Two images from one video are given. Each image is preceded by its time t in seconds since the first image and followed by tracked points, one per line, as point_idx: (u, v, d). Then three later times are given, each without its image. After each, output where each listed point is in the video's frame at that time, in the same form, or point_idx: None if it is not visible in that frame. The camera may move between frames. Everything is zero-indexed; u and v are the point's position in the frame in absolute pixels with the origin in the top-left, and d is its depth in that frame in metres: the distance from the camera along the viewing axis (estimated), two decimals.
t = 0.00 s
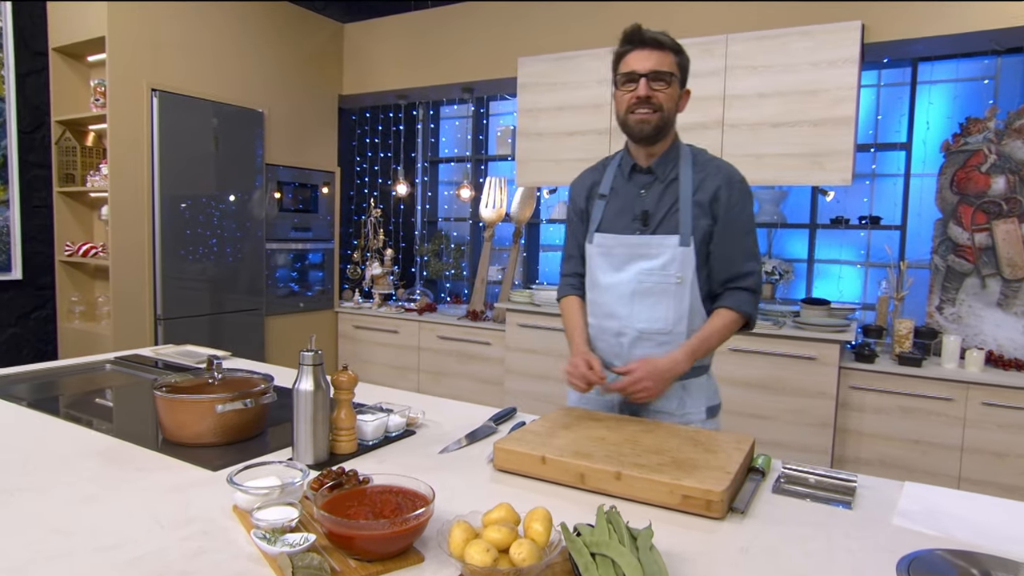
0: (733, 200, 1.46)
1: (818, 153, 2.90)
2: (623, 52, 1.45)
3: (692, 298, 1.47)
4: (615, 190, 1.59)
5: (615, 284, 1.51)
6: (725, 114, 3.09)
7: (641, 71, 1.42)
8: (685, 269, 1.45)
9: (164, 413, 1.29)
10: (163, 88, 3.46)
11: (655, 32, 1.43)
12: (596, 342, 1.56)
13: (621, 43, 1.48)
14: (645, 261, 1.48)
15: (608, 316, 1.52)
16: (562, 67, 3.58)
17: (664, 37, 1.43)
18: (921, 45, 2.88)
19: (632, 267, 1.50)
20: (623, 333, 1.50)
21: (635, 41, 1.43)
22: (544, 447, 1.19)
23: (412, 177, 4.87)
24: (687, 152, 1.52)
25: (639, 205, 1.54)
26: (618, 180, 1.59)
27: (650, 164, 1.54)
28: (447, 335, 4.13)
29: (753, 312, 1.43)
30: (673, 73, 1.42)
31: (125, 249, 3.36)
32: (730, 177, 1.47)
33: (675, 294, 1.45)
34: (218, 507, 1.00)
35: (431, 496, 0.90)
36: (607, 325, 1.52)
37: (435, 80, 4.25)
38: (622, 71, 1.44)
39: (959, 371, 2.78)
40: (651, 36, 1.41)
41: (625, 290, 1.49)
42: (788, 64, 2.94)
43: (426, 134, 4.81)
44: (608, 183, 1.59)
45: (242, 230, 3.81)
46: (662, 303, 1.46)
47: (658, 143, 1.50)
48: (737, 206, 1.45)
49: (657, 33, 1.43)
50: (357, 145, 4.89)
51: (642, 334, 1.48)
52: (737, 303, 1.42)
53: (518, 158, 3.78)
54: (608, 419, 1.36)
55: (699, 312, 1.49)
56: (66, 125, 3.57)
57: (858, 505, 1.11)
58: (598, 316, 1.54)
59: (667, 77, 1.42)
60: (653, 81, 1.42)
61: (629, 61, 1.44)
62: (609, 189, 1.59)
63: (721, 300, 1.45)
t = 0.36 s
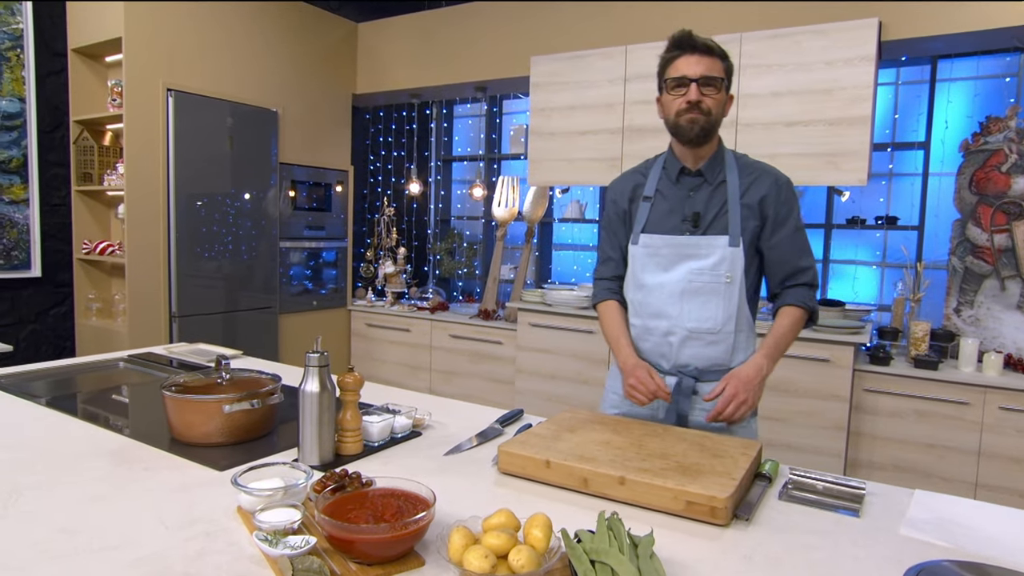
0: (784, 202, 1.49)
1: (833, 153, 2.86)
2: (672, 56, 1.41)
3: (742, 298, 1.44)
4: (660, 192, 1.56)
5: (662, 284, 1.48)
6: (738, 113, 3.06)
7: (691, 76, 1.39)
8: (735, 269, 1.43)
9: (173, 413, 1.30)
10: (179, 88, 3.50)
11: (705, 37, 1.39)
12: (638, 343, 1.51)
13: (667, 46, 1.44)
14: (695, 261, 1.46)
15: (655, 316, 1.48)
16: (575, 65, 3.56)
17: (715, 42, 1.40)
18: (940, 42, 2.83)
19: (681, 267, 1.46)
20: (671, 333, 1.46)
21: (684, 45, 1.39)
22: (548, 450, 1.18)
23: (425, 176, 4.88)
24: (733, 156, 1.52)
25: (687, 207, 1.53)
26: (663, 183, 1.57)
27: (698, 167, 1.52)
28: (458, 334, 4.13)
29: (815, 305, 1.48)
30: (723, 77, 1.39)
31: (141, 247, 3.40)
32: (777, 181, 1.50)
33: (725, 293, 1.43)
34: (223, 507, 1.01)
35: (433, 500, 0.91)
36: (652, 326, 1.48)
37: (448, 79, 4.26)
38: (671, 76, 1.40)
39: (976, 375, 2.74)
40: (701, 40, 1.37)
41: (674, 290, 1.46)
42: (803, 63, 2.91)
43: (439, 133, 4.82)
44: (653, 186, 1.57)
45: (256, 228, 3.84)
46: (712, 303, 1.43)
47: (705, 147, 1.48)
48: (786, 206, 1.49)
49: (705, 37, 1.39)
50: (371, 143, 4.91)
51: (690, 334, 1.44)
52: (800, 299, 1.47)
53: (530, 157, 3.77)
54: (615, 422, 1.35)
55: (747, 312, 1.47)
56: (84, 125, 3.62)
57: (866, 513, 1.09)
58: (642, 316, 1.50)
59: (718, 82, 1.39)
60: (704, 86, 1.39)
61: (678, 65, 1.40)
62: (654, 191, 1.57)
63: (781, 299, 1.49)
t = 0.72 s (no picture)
0: (804, 205, 1.45)
1: (838, 152, 2.86)
2: (694, 62, 1.41)
3: (756, 301, 1.44)
4: (678, 194, 1.55)
5: (676, 284, 1.48)
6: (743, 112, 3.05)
7: (713, 82, 1.38)
8: (749, 271, 1.43)
9: (180, 413, 1.32)
10: (185, 87, 3.51)
11: (729, 43, 1.39)
12: (650, 342, 1.53)
13: (690, 51, 1.44)
14: (709, 262, 1.46)
15: (668, 316, 1.48)
16: (579, 64, 3.56)
17: (739, 49, 1.40)
18: (947, 40, 2.82)
19: (695, 267, 1.47)
20: (682, 332, 1.46)
21: (707, 52, 1.39)
22: (549, 451, 1.19)
23: (430, 174, 4.89)
24: (753, 160, 1.49)
25: (704, 209, 1.51)
26: (681, 185, 1.55)
27: (717, 170, 1.50)
28: (463, 332, 4.15)
29: (837, 306, 1.43)
30: (745, 85, 1.39)
31: (148, 245, 3.43)
32: (798, 185, 1.45)
33: (738, 295, 1.42)
34: (228, 506, 1.03)
35: (434, 501, 0.92)
36: (664, 325, 1.49)
37: (453, 77, 4.26)
38: (692, 82, 1.40)
39: (981, 374, 2.73)
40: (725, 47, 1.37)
41: (687, 290, 1.46)
42: (808, 61, 2.90)
43: (444, 131, 4.82)
44: (670, 187, 1.56)
45: (261, 225, 3.86)
46: (725, 304, 1.43)
47: (727, 154, 1.47)
48: (807, 212, 1.45)
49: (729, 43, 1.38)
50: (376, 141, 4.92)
51: (702, 334, 1.44)
52: (819, 296, 1.41)
53: (535, 156, 3.77)
54: (616, 422, 1.36)
55: (761, 315, 1.46)
56: (91, 123, 3.64)
57: (866, 515, 1.10)
58: (656, 315, 1.51)
59: (740, 90, 1.39)
60: (725, 93, 1.39)
61: (700, 72, 1.40)
62: (672, 192, 1.56)
63: (801, 295, 1.45)
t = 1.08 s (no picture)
0: (798, 207, 1.44)
1: (833, 149, 2.88)
2: (695, 62, 1.42)
3: (751, 299, 1.44)
4: (677, 194, 1.56)
5: (672, 282, 1.50)
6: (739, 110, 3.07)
7: (713, 82, 1.39)
8: (744, 270, 1.43)
9: (183, 413, 1.33)
10: (182, 87, 3.51)
11: (730, 44, 1.40)
12: (647, 339, 1.55)
13: (692, 51, 1.45)
14: (704, 261, 1.46)
15: (663, 313, 1.50)
16: (575, 62, 3.57)
17: (739, 49, 1.41)
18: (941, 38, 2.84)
19: (691, 265, 1.48)
20: (677, 330, 1.48)
21: (708, 52, 1.40)
22: (549, 448, 1.21)
23: (427, 172, 4.89)
24: (751, 160, 1.49)
25: (701, 209, 1.52)
26: (680, 185, 1.56)
27: (715, 170, 1.51)
28: (461, 330, 4.16)
29: (820, 311, 1.43)
30: (745, 85, 1.39)
31: (146, 245, 3.43)
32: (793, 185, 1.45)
33: (732, 293, 1.43)
34: (234, 504, 1.04)
35: (437, 497, 0.93)
36: (660, 322, 1.51)
37: (449, 75, 4.27)
38: (694, 82, 1.41)
39: (974, 369, 2.76)
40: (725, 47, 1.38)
41: (683, 288, 1.48)
42: (803, 59, 2.91)
43: (441, 128, 4.83)
44: (669, 187, 1.57)
45: (258, 224, 3.86)
46: (719, 302, 1.45)
47: (726, 154, 1.48)
48: (803, 213, 1.44)
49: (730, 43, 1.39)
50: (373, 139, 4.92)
51: (696, 332, 1.46)
52: (801, 302, 1.41)
53: (532, 154, 3.79)
54: (615, 419, 1.38)
55: (755, 314, 1.46)
56: (88, 123, 3.64)
57: (860, 509, 1.12)
58: (652, 312, 1.53)
59: (740, 90, 1.39)
60: (725, 93, 1.40)
61: (701, 71, 1.41)
62: (671, 192, 1.57)
63: (787, 298, 1.44)
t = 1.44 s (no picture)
0: (785, 203, 1.47)
1: (817, 144, 2.92)
2: (681, 62, 1.44)
3: (739, 294, 1.46)
4: (667, 191, 1.58)
5: (662, 277, 1.52)
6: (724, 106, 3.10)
7: (699, 82, 1.41)
8: (733, 265, 1.45)
9: (180, 412, 1.33)
10: (166, 84, 3.48)
11: (715, 43, 1.41)
12: (637, 334, 1.57)
13: (678, 51, 1.47)
14: (693, 256, 1.49)
15: (652, 308, 1.52)
16: (562, 58, 3.59)
17: (725, 48, 1.42)
18: (921, 36, 2.90)
19: (680, 261, 1.50)
20: (666, 324, 1.50)
21: (693, 52, 1.41)
22: (546, 442, 1.23)
23: (414, 169, 4.89)
24: (740, 157, 1.52)
25: (691, 206, 1.54)
26: (670, 182, 1.58)
27: (703, 167, 1.53)
28: (450, 326, 4.17)
29: (808, 307, 1.45)
30: (730, 83, 1.41)
31: (131, 245, 3.40)
32: (780, 182, 1.48)
33: (721, 288, 1.45)
34: (237, 503, 1.05)
35: (441, 493, 0.95)
36: (650, 317, 1.52)
37: (436, 72, 4.26)
38: (680, 83, 1.43)
39: (954, 360, 2.81)
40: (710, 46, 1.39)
41: (672, 283, 1.49)
42: (787, 55, 2.95)
43: (426, 125, 4.82)
44: (659, 184, 1.59)
45: (242, 222, 3.83)
46: (708, 297, 1.46)
47: (715, 151, 1.49)
48: (790, 210, 1.47)
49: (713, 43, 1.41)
50: (359, 136, 4.90)
51: (686, 326, 1.48)
52: (790, 298, 1.44)
53: (519, 150, 3.80)
54: (610, 413, 1.40)
55: (744, 309, 1.48)
56: (69, 121, 3.59)
57: (850, 497, 1.15)
58: (642, 307, 1.54)
59: (726, 89, 1.41)
60: (711, 92, 1.42)
61: (687, 72, 1.43)
62: (661, 189, 1.59)
63: (774, 294, 1.47)
